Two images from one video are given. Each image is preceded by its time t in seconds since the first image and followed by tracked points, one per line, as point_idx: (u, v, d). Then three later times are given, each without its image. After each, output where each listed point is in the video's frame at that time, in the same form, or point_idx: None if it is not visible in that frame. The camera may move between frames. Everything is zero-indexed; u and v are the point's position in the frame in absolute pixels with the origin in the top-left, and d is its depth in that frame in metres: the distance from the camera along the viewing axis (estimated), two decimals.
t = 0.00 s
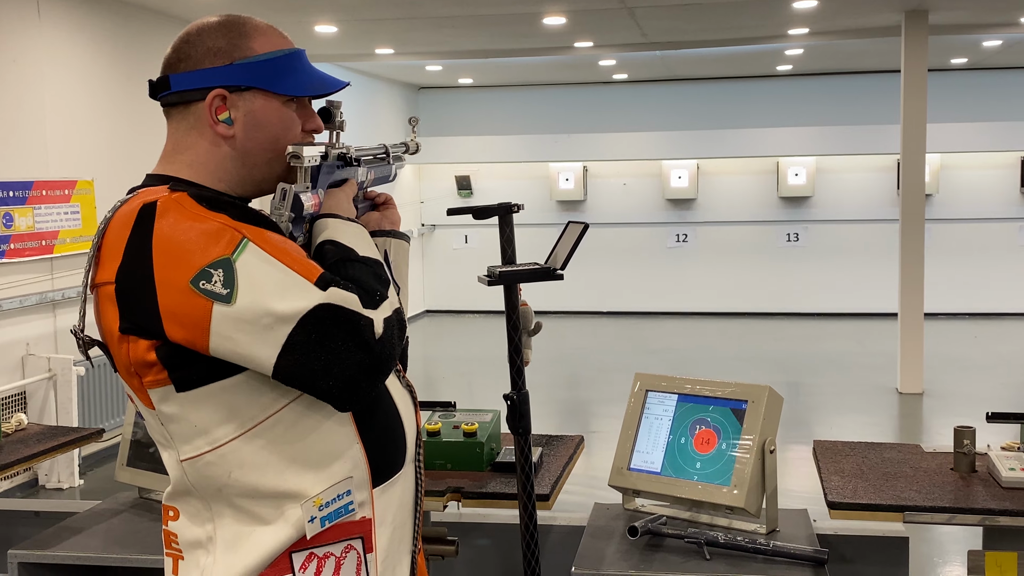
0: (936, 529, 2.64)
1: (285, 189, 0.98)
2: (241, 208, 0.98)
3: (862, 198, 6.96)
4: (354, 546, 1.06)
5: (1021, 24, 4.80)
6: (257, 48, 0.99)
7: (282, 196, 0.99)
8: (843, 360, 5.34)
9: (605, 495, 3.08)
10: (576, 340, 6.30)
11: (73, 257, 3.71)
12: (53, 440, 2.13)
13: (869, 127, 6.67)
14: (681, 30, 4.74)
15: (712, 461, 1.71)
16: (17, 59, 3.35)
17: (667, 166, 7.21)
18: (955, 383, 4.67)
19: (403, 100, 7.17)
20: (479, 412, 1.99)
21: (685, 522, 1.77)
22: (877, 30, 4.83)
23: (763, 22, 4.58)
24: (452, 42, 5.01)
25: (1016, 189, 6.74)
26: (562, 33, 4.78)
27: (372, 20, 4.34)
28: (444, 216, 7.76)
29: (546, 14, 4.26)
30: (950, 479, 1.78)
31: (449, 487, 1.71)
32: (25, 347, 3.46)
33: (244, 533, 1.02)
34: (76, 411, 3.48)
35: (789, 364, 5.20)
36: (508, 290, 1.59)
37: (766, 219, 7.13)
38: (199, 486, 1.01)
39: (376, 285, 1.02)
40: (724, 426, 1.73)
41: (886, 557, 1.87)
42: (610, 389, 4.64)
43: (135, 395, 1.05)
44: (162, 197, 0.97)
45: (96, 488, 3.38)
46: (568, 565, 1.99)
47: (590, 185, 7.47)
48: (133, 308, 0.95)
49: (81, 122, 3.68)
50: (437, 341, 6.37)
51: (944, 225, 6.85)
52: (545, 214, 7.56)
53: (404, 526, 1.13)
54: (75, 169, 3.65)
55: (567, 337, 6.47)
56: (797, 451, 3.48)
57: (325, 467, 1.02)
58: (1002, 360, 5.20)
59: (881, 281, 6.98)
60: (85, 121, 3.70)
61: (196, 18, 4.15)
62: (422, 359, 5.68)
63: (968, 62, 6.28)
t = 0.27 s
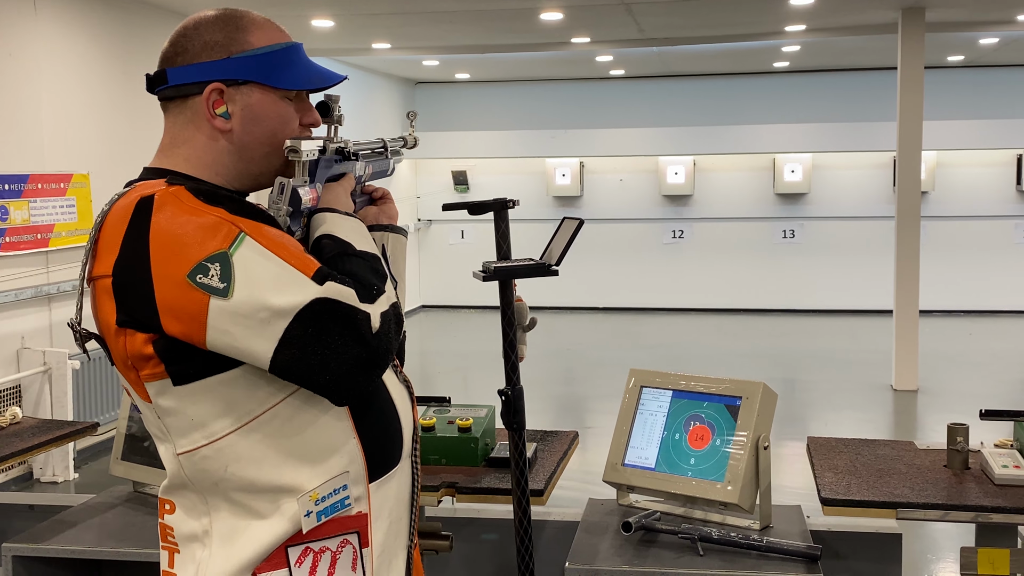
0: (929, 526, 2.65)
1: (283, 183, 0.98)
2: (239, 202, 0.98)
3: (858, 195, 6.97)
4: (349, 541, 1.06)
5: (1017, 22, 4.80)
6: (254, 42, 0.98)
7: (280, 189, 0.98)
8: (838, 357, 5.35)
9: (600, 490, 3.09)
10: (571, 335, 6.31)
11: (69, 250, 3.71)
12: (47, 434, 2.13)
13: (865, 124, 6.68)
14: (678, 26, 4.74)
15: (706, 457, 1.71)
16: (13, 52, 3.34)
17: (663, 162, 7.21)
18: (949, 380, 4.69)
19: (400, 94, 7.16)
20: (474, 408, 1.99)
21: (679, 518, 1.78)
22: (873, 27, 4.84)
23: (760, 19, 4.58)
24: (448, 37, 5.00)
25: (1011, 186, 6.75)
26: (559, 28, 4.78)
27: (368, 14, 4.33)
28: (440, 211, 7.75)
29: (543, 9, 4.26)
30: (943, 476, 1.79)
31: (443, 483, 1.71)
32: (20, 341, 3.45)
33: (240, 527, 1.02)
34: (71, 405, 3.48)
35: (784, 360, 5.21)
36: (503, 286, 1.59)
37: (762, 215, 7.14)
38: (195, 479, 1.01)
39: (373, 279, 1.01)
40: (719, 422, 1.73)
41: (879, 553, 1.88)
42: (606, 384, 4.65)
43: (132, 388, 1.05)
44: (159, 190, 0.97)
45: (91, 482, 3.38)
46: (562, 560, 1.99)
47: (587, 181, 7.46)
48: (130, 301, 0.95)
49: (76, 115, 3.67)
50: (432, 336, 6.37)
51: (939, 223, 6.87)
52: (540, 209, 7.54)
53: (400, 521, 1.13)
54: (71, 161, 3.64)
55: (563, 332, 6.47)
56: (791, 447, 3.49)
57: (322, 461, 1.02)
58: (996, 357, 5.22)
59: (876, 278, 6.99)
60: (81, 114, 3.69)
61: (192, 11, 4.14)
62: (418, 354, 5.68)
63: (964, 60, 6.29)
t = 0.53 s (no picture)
0: (920, 521, 2.66)
1: (274, 175, 0.98)
2: (229, 194, 0.98)
3: (851, 191, 6.97)
4: (340, 533, 1.06)
5: (1010, 19, 4.80)
6: (246, 33, 0.98)
7: (272, 181, 0.98)
8: (831, 352, 5.36)
9: (591, 485, 3.10)
10: (565, 330, 6.31)
11: (61, 242, 3.71)
12: (38, 426, 2.12)
13: (859, 120, 6.68)
14: (671, 21, 4.73)
15: (697, 451, 1.72)
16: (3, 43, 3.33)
17: (657, 157, 7.20)
18: (941, 375, 4.70)
19: (394, 87, 7.15)
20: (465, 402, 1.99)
21: (669, 512, 1.78)
22: (866, 23, 4.83)
23: (753, 15, 4.58)
24: (442, 30, 4.99)
25: (1004, 183, 6.76)
26: (553, 22, 4.77)
27: (361, 7, 4.31)
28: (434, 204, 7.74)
29: (537, 3, 4.25)
30: (932, 471, 1.79)
31: (433, 476, 1.72)
32: (11, 333, 3.45)
33: (231, 520, 1.02)
34: (62, 397, 3.47)
35: (777, 356, 5.22)
36: (494, 280, 1.59)
37: (755, 211, 7.14)
38: (186, 471, 1.01)
39: (365, 272, 1.01)
40: (710, 417, 1.73)
41: (868, 548, 1.89)
42: (599, 379, 4.66)
43: (123, 379, 1.05)
44: (150, 181, 0.96)
45: (82, 474, 3.38)
46: (552, 554, 2.00)
47: (580, 176, 7.45)
48: (121, 293, 0.95)
49: (69, 106, 3.66)
50: (426, 330, 6.38)
51: (932, 219, 6.88)
52: (533, 204, 7.56)
53: (391, 514, 1.13)
54: (63, 153, 3.63)
55: (557, 326, 6.48)
56: (782, 442, 3.50)
57: (313, 454, 1.02)
58: (988, 353, 5.23)
59: (869, 274, 7.01)
60: (73, 106, 3.68)
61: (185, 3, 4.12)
62: (412, 348, 5.68)
63: (958, 56, 6.29)
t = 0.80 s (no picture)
0: (912, 515, 2.67)
1: (268, 165, 0.99)
2: (224, 182, 0.98)
3: (846, 185, 6.98)
4: (334, 524, 1.06)
5: (1005, 14, 4.81)
6: (239, 23, 0.97)
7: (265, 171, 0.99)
8: (826, 347, 5.37)
9: (585, 477, 3.10)
10: (561, 324, 6.32)
11: (55, 233, 3.71)
12: (30, 417, 2.11)
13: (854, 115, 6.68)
14: (667, 14, 4.73)
15: (690, 444, 1.72)
16: None
17: (652, 151, 7.20)
18: (935, 370, 4.72)
19: (389, 79, 7.14)
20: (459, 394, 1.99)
21: (662, 505, 1.78)
22: (861, 17, 4.83)
23: (748, 8, 4.58)
24: (437, 22, 4.98)
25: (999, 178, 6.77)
26: (548, 15, 4.76)
27: None
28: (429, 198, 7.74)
29: None
30: (925, 465, 1.80)
31: (427, 468, 1.72)
32: (5, 324, 3.44)
33: (224, 509, 1.03)
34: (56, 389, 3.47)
35: (772, 351, 5.23)
36: (489, 272, 1.59)
37: (750, 205, 7.14)
38: (179, 461, 1.01)
39: (359, 261, 1.01)
40: (703, 409, 1.74)
41: (860, 541, 1.89)
42: (593, 372, 4.67)
43: (116, 368, 1.04)
44: (144, 171, 0.96)
45: (76, 466, 3.38)
46: (545, 546, 2.00)
47: (575, 169, 7.44)
48: (115, 282, 0.95)
49: (63, 98, 3.65)
50: (421, 323, 6.38)
51: (926, 214, 6.89)
52: (526, 197, 7.49)
53: (385, 505, 1.13)
54: (57, 144, 3.62)
55: (552, 321, 6.48)
56: (775, 436, 3.51)
57: (307, 444, 1.02)
58: (981, 348, 5.24)
59: (863, 270, 7.02)
60: (68, 98, 3.67)
61: None
62: (406, 341, 5.68)
63: (953, 51, 6.30)
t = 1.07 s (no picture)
0: (905, 509, 2.68)
1: (262, 154, 0.97)
2: (217, 172, 0.97)
3: (840, 179, 6.98)
4: (328, 516, 1.06)
5: (1001, 9, 4.82)
6: (231, 11, 0.97)
7: (259, 160, 0.97)
8: (820, 342, 5.38)
9: (578, 470, 3.11)
10: (555, 317, 6.32)
11: (48, 224, 3.70)
12: (23, 408, 2.11)
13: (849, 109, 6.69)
14: (663, 7, 4.73)
15: (684, 437, 1.72)
16: None
17: (647, 145, 7.19)
18: (928, 365, 4.73)
19: (384, 72, 7.13)
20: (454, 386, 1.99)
21: (656, 498, 1.78)
22: (858, 12, 4.84)
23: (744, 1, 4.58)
24: (433, 15, 4.97)
25: (992, 174, 6.79)
26: (545, 8, 4.76)
27: None
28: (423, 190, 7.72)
29: None
30: (919, 459, 1.80)
31: (421, 461, 1.71)
32: None
33: (218, 501, 1.02)
34: (49, 381, 3.45)
35: (766, 345, 5.24)
36: (484, 265, 1.59)
37: (745, 199, 7.15)
38: (173, 453, 1.00)
39: (353, 251, 1.01)
40: (697, 403, 1.74)
41: (853, 534, 1.90)
42: (587, 366, 4.67)
43: (109, 359, 1.04)
44: (137, 160, 0.96)
45: (68, 458, 3.37)
46: (539, 539, 2.00)
47: (570, 162, 7.43)
48: (108, 272, 0.94)
49: (55, 88, 3.62)
50: (415, 316, 6.38)
51: (920, 209, 6.91)
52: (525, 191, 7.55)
53: (380, 497, 1.13)
54: (50, 135, 3.60)
55: (546, 314, 6.49)
56: (769, 430, 3.52)
57: (301, 435, 1.01)
58: (975, 343, 5.26)
59: (857, 264, 7.04)
60: (61, 89, 3.65)
61: None
62: (401, 335, 5.68)
63: (947, 46, 6.31)
